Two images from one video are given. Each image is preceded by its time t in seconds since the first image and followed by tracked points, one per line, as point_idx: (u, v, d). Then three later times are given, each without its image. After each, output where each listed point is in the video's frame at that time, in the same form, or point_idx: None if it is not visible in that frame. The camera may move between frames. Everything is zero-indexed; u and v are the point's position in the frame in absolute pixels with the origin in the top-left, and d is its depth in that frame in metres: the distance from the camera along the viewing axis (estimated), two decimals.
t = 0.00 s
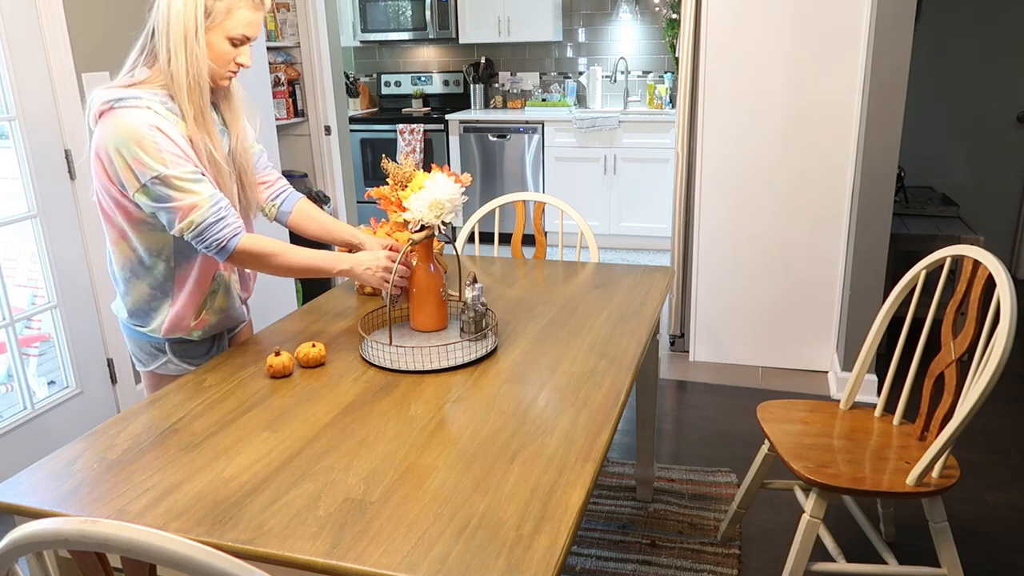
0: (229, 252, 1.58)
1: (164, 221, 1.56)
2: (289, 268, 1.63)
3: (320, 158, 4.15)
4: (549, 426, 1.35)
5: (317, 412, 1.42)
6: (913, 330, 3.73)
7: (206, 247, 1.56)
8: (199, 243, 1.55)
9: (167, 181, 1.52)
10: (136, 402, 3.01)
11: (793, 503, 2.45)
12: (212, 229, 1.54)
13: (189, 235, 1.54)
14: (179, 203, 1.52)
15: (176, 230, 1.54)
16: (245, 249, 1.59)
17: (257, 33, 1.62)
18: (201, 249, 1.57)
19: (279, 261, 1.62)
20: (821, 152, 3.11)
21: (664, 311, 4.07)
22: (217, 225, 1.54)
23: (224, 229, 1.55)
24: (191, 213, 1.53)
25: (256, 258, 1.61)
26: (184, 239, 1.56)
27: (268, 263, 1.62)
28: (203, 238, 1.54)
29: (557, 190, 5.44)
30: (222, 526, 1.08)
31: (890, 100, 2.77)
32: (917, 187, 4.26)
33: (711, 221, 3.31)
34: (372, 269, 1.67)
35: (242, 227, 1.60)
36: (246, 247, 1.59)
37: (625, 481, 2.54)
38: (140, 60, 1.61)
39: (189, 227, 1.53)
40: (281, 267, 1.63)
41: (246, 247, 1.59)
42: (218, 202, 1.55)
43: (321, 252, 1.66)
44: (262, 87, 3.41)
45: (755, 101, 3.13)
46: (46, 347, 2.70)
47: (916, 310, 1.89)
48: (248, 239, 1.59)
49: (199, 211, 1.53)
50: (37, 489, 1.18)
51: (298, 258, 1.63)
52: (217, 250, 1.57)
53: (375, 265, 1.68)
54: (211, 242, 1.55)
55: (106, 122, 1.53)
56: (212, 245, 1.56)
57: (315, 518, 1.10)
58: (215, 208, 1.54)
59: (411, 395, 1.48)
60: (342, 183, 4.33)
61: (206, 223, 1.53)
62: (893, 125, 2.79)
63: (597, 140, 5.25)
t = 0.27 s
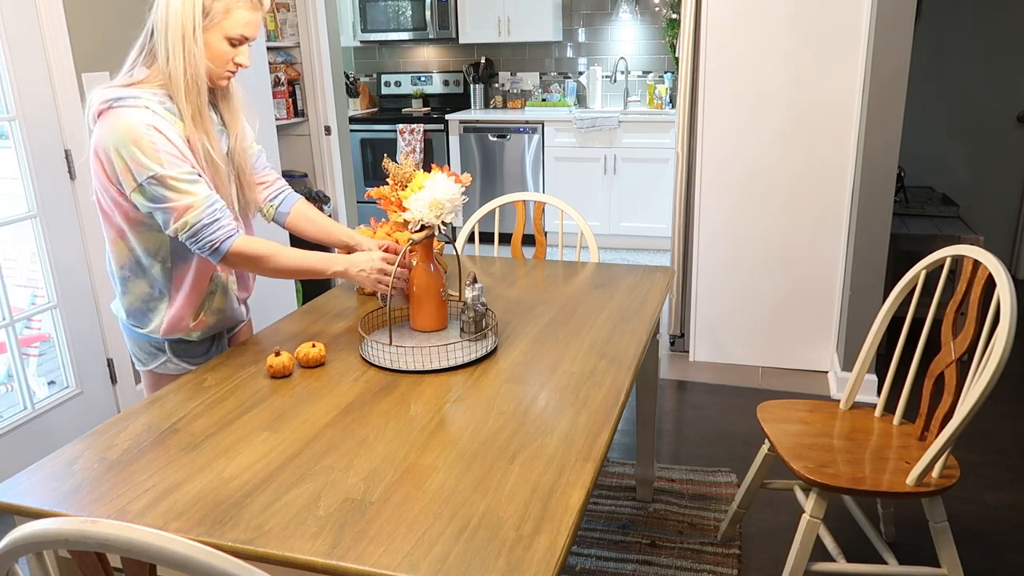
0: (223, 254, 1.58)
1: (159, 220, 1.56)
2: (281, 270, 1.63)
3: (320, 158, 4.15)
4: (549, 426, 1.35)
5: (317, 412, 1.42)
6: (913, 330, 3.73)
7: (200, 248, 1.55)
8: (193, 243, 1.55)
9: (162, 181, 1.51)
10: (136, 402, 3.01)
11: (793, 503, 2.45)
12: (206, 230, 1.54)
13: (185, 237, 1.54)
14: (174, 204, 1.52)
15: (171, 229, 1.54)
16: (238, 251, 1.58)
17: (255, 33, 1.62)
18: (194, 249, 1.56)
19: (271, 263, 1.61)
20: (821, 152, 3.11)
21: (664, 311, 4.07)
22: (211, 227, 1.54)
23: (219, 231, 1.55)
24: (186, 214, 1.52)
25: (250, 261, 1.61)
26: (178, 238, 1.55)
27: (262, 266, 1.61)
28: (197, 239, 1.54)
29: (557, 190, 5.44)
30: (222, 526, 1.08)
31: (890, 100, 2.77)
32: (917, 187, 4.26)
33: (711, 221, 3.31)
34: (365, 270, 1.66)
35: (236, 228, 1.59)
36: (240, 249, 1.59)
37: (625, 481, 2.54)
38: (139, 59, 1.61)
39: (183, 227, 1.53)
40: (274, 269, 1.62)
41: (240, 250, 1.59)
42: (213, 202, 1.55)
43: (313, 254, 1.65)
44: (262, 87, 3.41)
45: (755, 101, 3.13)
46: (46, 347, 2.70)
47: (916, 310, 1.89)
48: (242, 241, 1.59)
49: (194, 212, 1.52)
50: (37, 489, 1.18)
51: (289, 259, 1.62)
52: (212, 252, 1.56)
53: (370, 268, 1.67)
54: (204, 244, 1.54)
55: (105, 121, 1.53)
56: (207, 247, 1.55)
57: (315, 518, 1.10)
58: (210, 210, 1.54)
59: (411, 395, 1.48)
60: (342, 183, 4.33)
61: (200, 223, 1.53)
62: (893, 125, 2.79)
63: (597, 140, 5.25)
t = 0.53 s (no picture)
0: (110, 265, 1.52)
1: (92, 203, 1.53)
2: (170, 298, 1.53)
3: (320, 158, 4.15)
4: (549, 426, 1.35)
5: (317, 412, 1.42)
6: (913, 330, 3.73)
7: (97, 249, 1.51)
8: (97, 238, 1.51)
9: (114, 178, 1.49)
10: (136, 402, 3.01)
11: (793, 503, 2.45)
12: (113, 239, 1.50)
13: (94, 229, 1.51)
14: (106, 201, 1.50)
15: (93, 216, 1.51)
16: (131, 268, 1.51)
17: (254, 35, 1.61)
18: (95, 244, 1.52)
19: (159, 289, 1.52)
20: (821, 152, 3.11)
21: (664, 311, 4.07)
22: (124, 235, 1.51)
23: (120, 243, 1.51)
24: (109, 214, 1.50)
25: (135, 282, 1.52)
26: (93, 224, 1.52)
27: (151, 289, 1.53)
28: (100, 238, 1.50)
29: (557, 190, 5.44)
30: (222, 526, 1.08)
31: (890, 100, 2.77)
32: (917, 188, 4.26)
33: (711, 221, 3.31)
34: (252, 329, 1.49)
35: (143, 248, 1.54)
36: (133, 267, 1.51)
37: (625, 481, 2.54)
38: (139, 57, 1.62)
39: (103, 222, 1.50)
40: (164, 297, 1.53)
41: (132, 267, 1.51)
42: (138, 218, 1.52)
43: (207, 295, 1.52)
44: (262, 87, 3.41)
45: (755, 101, 3.13)
46: (46, 347, 2.70)
47: (916, 310, 1.89)
48: (138, 261, 1.52)
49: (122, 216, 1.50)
50: (37, 489, 1.18)
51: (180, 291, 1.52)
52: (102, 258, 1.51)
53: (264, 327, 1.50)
54: (99, 246, 1.50)
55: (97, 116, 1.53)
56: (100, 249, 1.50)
57: (315, 518, 1.10)
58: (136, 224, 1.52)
59: (411, 394, 1.48)
60: (342, 183, 4.33)
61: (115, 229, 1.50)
62: (893, 125, 2.79)
63: (597, 140, 5.25)
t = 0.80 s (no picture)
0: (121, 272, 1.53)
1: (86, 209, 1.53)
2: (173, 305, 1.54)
3: (320, 158, 4.15)
4: (549, 426, 1.35)
5: (318, 412, 1.42)
6: (913, 330, 3.73)
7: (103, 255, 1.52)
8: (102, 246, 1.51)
9: (98, 185, 1.48)
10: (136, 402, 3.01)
11: (793, 503, 2.45)
12: (116, 246, 1.50)
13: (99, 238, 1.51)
14: (102, 209, 1.50)
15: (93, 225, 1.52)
16: (136, 273, 1.52)
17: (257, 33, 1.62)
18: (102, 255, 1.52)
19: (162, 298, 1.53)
20: (821, 152, 3.11)
21: (664, 311, 4.08)
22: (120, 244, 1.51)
23: (123, 250, 1.51)
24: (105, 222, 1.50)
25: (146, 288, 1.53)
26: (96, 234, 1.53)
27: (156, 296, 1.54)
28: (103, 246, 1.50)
29: (557, 190, 5.44)
30: (222, 526, 1.08)
31: (890, 100, 2.77)
32: (917, 188, 4.26)
33: (711, 221, 3.31)
34: (247, 344, 1.49)
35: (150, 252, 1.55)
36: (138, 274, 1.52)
37: (625, 481, 2.54)
38: (136, 60, 1.60)
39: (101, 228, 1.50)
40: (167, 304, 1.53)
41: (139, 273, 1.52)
42: (136, 222, 1.52)
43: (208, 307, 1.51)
44: (262, 87, 3.41)
45: (755, 101, 3.13)
46: (46, 347, 2.70)
47: (916, 310, 1.89)
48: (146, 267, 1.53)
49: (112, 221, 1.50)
50: (37, 489, 1.18)
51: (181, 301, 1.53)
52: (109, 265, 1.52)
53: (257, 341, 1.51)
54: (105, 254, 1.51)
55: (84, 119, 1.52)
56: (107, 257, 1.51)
57: (316, 517, 1.10)
58: (128, 227, 1.51)
59: (411, 395, 1.48)
60: (342, 183, 4.33)
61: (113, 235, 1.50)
62: (893, 125, 2.78)
63: (597, 140, 5.25)
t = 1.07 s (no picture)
0: (225, 249, 1.60)
1: (173, 199, 1.57)
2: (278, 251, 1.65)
3: (320, 158, 4.15)
4: (549, 426, 1.35)
5: (318, 412, 1.42)
6: (913, 330, 3.73)
7: (207, 239, 1.57)
8: (201, 234, 1.57)
9: (193, 168, 1.55)
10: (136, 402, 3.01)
11: (792, 503, 2.45)
12: (219, 222, 1.56)
13: (193, 222, 1.56)
14: (197, 191, 1.55)
15: (184, 215, 1.56)
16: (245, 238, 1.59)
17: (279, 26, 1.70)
18: (199, 240, 1.58)
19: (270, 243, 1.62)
20: (822, 152, 3.11)
21: (663, 311, 4.08)
22: (222, 219, 1.56)
23: (229, 224, 1.57)
24: (202, 204, 1.55)
25: (257, 244, 1.61)
26: (187, 226, 1.57)
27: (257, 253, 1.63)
28: (206, 229, 1.56)
29: (557, 190, 5.44)
30: (222, 526, 1.08)
31: (891, 99, 2.77)
32: (917, 187, 4.26)
33: (711, 221, 3.31)
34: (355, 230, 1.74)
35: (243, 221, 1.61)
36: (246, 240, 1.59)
37: (625, 481, 2.54)
38: (172, 55, 1.64)
39: (196, 215, 1.55)
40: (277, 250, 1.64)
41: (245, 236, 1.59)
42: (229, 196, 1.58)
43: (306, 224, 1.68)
44: (262, 88, 3.41)
45: (755, 101, 3.13)
46: (46, 347, 2.70)
47: (916, 310, 1.89)
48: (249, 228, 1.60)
49: (209, 204, 1.55)
50: (37, 489, 1.18)
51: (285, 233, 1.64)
52: (217, 246, 1.58)
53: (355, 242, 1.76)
54: (211, 234, 1.56)
55: (148, 115, 1.55)
56: (213, 238, 1.57)
57: (315, 517, 1.10)
58: (226, 204, 1.57)
59: (411, 395, 1.48)
60: (342, 183, 4.33)
61: (212, 214, 1.55)
62: (893, 124, 2.78)
63: (597, 140, 5.25)
